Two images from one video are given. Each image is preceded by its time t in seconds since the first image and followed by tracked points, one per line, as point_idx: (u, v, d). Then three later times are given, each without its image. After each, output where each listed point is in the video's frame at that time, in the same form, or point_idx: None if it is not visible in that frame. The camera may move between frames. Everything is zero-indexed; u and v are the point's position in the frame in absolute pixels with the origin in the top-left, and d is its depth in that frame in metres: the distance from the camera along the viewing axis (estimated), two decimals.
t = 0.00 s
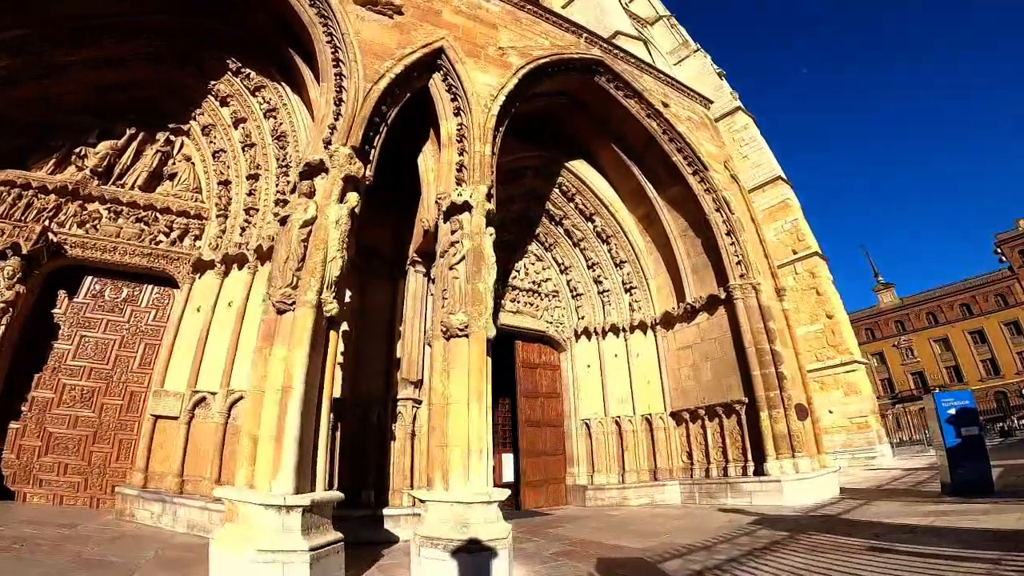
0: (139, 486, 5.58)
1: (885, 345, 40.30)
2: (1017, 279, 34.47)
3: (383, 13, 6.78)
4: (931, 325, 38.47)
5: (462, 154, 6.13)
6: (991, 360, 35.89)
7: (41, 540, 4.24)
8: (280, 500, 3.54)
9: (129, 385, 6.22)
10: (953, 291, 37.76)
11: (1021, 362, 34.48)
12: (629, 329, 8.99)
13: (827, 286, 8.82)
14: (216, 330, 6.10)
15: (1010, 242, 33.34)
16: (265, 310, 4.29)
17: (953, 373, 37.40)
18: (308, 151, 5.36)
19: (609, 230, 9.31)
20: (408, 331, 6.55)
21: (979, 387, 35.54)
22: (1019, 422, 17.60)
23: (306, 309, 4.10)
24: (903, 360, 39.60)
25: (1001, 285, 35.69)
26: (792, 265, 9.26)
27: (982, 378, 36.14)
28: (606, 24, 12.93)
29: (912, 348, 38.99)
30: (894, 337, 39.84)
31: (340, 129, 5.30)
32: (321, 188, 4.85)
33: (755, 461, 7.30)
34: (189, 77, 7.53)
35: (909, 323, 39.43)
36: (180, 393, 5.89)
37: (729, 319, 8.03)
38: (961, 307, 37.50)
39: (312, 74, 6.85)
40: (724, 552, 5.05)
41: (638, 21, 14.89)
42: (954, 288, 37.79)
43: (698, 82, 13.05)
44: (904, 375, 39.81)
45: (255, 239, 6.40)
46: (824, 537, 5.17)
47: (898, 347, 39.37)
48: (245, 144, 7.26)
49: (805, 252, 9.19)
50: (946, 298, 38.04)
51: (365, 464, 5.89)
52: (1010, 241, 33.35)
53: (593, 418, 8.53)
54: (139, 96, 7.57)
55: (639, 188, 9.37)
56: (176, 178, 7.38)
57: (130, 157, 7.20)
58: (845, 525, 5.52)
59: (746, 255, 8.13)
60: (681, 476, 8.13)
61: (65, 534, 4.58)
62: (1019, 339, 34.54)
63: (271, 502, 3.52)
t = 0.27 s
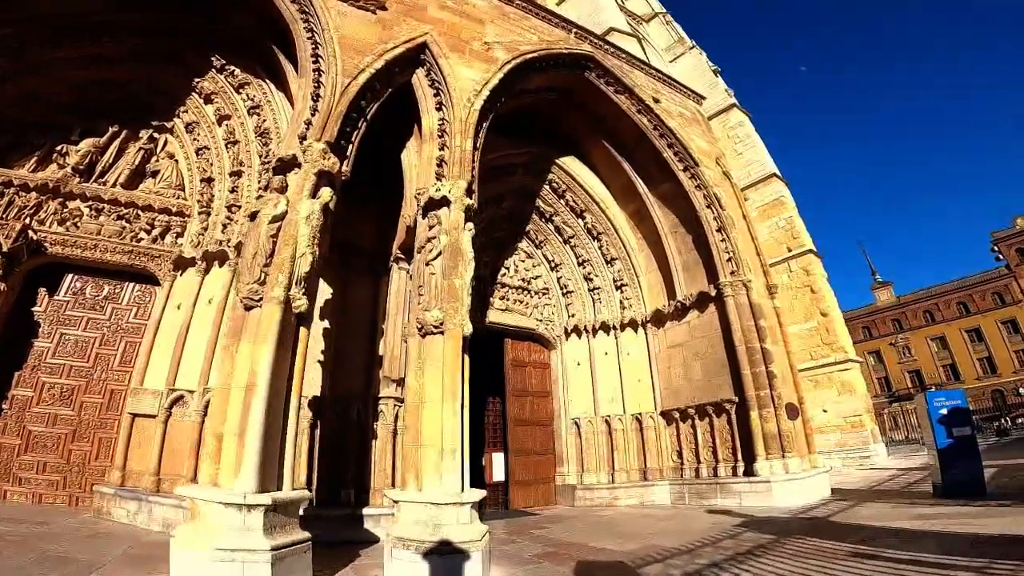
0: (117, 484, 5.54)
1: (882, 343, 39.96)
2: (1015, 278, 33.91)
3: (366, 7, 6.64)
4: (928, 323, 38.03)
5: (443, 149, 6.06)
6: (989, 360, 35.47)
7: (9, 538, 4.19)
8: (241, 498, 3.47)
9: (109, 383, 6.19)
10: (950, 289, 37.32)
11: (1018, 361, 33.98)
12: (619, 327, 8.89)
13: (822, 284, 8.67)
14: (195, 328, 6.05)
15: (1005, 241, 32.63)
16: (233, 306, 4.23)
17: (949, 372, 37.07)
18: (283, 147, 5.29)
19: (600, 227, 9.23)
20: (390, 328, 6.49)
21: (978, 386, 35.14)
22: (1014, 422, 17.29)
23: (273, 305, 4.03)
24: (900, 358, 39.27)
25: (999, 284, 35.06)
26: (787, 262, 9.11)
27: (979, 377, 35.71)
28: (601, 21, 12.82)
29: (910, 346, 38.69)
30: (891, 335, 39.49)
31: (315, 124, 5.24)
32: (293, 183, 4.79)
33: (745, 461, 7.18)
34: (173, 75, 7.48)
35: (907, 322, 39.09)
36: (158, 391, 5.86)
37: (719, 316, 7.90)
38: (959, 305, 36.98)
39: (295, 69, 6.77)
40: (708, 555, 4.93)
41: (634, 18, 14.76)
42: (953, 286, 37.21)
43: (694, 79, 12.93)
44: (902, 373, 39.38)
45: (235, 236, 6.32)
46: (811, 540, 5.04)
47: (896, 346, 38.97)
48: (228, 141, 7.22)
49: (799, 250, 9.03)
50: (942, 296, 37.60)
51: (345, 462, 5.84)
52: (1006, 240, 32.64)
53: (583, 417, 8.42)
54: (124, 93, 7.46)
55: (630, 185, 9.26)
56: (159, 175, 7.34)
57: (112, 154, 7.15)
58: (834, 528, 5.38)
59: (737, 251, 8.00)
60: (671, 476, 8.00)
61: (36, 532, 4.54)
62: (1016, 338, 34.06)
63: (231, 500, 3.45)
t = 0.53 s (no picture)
0: (96, 481, 5.48)
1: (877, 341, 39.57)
2: (1012, 276, 33.52)
3: None
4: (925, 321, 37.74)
5: (427, 141, 5.97)
6: (985, 358, 35.12)
7: None
8: (205, 495, 3.37)
9: (90, 379, 6.14)
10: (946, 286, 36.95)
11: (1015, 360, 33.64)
12: (612, 324, 8.79)
13: (817, 280, 8.53)
14: (176, 323, 5.98)
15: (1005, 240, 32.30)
16: (204, 299, 4.13)
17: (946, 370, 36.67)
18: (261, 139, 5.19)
19: (592, 223, 9.12)
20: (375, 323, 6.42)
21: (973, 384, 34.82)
22: (1007, 421, 17.07)
23: (243, 297, 3.95)
24: (896, 356, 38.64)
25: (996, 281, 34.66)
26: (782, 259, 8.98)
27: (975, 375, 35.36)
28: (595, 16, 12.69)
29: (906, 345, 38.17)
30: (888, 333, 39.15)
31: (294, 116, 5.16)
32: (269, 175, 4.72)
33: (737, 459, 7.06)
34: (158, 70, 7.40)
35: (903, 320, 38.79)
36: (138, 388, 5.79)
37: (712, 312, 7.78)
38: (957, 304, 36.65)
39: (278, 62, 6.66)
40: (695, 557, 4.80)
41: (629, 14, 14.63)
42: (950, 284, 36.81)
43: (690, 76, 12.83)
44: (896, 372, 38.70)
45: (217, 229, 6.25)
46: (803, 542, 4.90)
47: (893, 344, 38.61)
48: (213, 135, 7.15)
49: (795, 246, 8.89)
50: (938, 293, 37.25)
51: (327, 458, 5.76)
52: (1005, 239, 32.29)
53: (574, 415, 8.32)
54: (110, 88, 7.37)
55: (622, 180, 9.15)
56: (143, 170, 7.26)
57: (96, 150, 7.05)
58: (826, 530, 5.24)
59: (730, 247, 7.88)
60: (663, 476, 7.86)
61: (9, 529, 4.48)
62: (1012, 335, 33.76)
63: (194, 497, 3.35)
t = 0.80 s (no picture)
0: (72, 477, 5.39)
1: (875, 340, 39.48)
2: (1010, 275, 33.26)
3: None
4: (922, 320, 37.36)
5: (411, 132, 5.86)
6: (983, 356, 34.56)
7: None
8: (160, 490, 3.25)
9: (69, 374, 6.06)
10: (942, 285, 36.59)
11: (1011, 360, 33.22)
12: (604, 320, 8.66)
13: (814, 277, 8.34)
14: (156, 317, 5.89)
15: (1002, 238, 32.97)
16: (172, 290, 4.02)
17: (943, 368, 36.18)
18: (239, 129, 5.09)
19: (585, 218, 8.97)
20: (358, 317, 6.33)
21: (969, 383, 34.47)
22: (1005, 420, 16.79)
23: (209, 286, 3.84)
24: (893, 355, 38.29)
25: (994, 279, 34.30)
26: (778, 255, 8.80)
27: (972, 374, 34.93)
28: (591, 12, 12.55)
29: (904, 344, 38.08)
30: (885, 333, 38.95)
31: (272, 106, 5.06)
32: (243, 164, 4.61)
33: (731, 458, 6.89)
34: (143, 64, 7.26)
35: (901, 318, 38.45)
36: (115, 382, 5.72)
37: (705, 308, 7.62)
38: (954, 303, 36.16)
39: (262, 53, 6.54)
40: (684, 560, 4.62)
41: (626, 10, 14.48)
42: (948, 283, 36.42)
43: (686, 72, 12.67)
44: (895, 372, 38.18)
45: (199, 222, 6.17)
46: (796, 545, 4.72)
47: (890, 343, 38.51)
48: (198, 129, 7.07)
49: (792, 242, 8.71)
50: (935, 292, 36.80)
51: (307, 453, 5.67)
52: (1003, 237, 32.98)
53: (566, 412, 8.17)
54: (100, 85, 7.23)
55: (616, 175, 9.01)
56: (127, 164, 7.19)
57: (80, 143, 6.93)
58: (820, 532, 5.05)
59: (724, 242, 7.72)
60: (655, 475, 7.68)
61: None
62: (1008, 335, 33.36)
63: (147, 492, 3.24)
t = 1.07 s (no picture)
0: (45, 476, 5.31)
1: (868, 341, 38.82)
2: (1004, 275, 33.17)
3: None
4: (914, 319, 37.08)
5: (391, 126, 5.75)
6: (974, 356, 34.41)
7: None
8: (114, 490, 3.14)
9: (44, 372, 5.97)
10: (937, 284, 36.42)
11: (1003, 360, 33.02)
12: (593, 318, 8.54)
13: (806, 275, 8.22)
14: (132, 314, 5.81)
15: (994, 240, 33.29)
16: (136, 284, 3.93)
17: (936, 368, 35.85)
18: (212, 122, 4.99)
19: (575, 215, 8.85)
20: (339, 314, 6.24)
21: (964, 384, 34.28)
22: (999, 420, 16.60)
23: (170, 281, 3.74)
24: (885, 355, 37.94)
25: (987, 279, 34.20)
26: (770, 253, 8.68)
27: (964, 374, 34.79)
28: (583, 11, 12.44)
29: (897, 343, 37.57)
30: (879, 332, 38.51)
31: (246, 99, 4.96)
32: (213, 158, 4.50)
33: (720, 459, 6.75)
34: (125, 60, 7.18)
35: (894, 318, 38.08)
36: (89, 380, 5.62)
37: (695, 306, 7.50)
38: (947, 303, 35.97)
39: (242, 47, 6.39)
40: (666, 564, 4.50)
41: (619, 9, 14.37)
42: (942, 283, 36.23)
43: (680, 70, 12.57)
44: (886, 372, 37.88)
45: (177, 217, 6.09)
46: (782, 548, 4.60)
47: (885, 342, 38.04)
48: (179, 125, 6.99)
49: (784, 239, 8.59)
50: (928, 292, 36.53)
51: (284, 452, 5.57)
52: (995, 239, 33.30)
53: (554, 412, 8.05)
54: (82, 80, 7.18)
55: (606, 172, 8.89)
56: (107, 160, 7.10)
57: (59, 139, 6.85)
58: (807, 536, 4.91)
59: (714, 239, 7.60)
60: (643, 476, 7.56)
61: None
62: (1003, 334, 33.32)
63: (100, 491, 3.13)
